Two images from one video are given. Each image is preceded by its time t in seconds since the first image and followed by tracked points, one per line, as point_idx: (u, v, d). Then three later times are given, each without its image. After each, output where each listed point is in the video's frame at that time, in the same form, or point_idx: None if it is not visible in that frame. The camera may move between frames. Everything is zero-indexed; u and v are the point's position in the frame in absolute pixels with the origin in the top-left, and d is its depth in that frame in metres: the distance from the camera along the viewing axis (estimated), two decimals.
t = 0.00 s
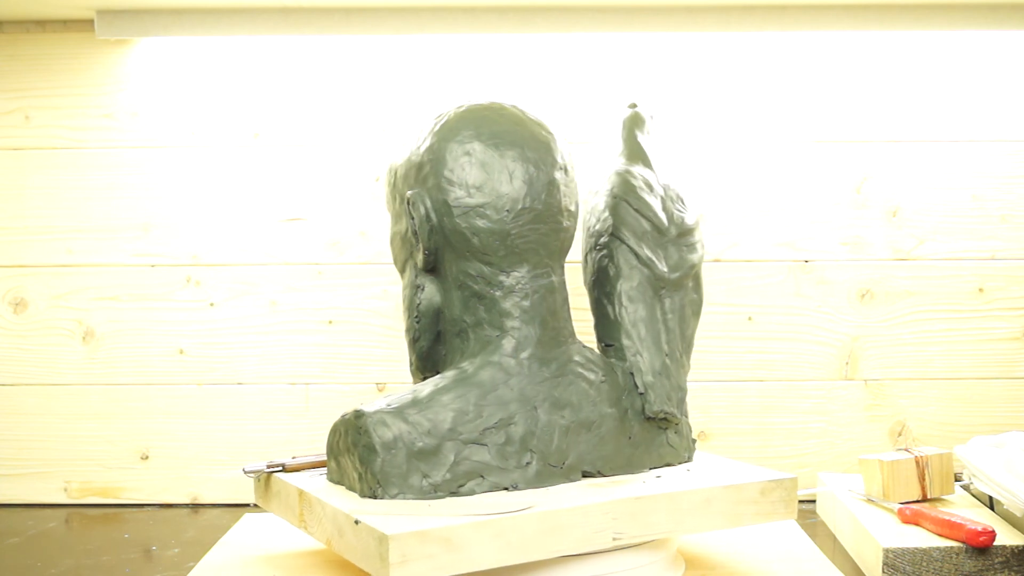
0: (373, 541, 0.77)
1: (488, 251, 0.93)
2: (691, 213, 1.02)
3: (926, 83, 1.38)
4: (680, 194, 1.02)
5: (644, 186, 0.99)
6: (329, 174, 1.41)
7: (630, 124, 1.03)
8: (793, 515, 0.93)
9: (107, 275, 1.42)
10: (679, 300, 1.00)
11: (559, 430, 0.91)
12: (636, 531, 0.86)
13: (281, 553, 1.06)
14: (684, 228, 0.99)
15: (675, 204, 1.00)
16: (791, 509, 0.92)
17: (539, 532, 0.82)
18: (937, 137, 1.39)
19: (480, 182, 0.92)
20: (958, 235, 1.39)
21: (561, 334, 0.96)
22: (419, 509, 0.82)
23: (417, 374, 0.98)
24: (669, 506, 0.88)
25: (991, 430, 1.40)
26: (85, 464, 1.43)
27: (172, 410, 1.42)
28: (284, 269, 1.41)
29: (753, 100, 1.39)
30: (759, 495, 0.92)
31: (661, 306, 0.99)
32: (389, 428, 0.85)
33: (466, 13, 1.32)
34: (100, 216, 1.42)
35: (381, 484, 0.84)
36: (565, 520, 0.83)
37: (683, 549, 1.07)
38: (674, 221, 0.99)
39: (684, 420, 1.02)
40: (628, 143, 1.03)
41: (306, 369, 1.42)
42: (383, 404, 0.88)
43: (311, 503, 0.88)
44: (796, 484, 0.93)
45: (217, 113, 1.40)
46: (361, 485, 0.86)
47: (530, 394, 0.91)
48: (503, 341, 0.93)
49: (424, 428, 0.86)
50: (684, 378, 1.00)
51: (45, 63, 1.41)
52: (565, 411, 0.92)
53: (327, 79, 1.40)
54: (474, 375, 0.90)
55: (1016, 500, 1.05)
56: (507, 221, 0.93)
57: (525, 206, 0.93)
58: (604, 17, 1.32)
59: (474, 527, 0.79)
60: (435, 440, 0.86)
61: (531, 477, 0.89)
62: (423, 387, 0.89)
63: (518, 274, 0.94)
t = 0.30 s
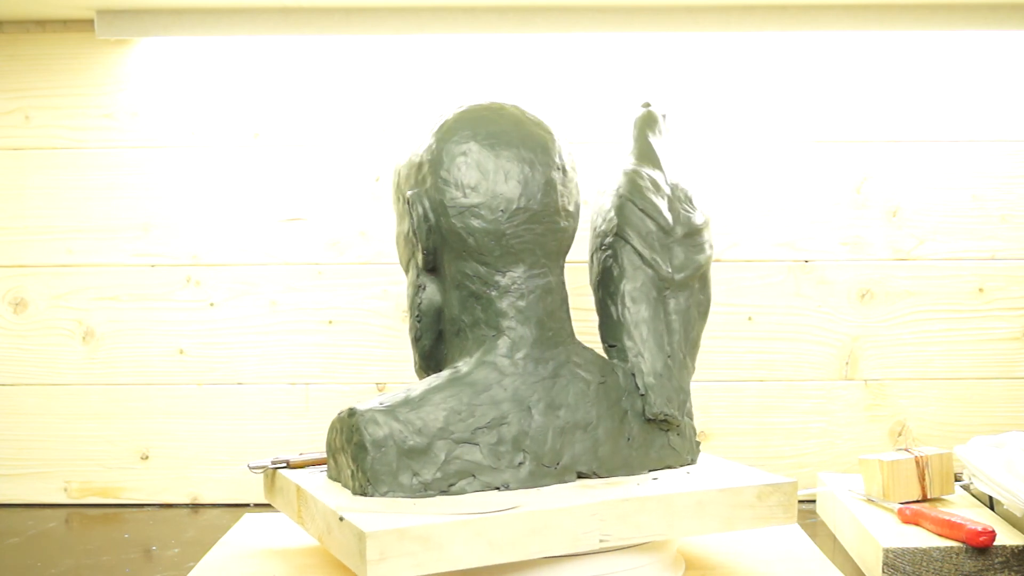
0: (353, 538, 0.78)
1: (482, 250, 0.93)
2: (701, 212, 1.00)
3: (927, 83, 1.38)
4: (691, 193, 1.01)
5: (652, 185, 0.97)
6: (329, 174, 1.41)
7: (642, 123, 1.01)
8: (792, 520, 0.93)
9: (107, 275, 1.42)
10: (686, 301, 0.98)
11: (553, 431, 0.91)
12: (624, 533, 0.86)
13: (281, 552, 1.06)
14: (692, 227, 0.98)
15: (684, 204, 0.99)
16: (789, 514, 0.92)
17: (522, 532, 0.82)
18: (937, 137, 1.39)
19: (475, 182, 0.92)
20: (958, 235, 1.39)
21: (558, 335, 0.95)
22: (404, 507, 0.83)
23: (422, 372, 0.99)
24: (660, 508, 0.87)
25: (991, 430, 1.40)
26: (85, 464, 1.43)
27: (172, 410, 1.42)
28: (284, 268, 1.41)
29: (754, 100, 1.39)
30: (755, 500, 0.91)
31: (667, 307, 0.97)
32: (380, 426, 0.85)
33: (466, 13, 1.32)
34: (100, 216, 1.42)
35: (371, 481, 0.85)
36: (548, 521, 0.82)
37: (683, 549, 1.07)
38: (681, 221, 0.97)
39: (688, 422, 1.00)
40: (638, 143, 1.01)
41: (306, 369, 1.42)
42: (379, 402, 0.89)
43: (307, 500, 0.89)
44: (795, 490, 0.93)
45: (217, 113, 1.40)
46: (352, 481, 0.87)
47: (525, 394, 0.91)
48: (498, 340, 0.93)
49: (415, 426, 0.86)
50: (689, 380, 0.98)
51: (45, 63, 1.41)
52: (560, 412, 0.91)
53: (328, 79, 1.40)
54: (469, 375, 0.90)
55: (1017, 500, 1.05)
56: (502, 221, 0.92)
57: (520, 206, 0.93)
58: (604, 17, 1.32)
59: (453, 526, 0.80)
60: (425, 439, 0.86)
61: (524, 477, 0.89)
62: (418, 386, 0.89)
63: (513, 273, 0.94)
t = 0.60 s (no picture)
0: (335, 534, 0.79)
1: (477, 250, 0.93)
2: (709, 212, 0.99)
3: (927, 83, 1.38)
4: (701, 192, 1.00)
5: (658, 185, 0.96)
6: (330, 174, 1.41)
7: (654, 124, 1.00)
8: (790, 526, 0.91)
9: (107, 275, 1.42)
10: (691, 301, 0.97)
11: (547, 431, 0.90)
12: (613, 535, 0.85)
13: (281, 552, 1.06)
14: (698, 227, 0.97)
15: (692, 203, 0.98)
16: (786, 520, 0.90)
17: (507, 532, 0.82)
18: (937, 137, 1.39)
19: (470, 182, 0.92)
20: (958, 235, 1.39)
21: (555, 335, 0.95)
22: (391, 504, 0.83)
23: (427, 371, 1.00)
24: (649, 511, 0.86)
25: (991, 430, 1.40)
26: (85, 464, 1.43)
27: (172, 410, 1.42)
28: (284, 268, 1.41)
29: (754, 100, 1.39)
30: (751, 503, 0.90)
31: (670, 307, 0.97)
32: (372, 424, 0.86)
33: (466, 13, 1.32)
34: (100, 216, 1.42)
35: (362, 479, 0.85)
36: (533, 521, 0.82)
37: (682, 548, 1.08)
38: (687, 220, 0.97)
39: (691, 424, 0.99)
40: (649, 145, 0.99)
41: (306, 369, 1.42)
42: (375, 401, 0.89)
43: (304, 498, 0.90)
44: (793, 495, 0.91)
45: (217, 113, 1.40)
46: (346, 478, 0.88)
47: (519, 394, 0.91)
48: (493, 340, 0.93)
49: (407, 425, 0.86)
50: (693, 381, 0.97)
51: (45, 63, 1.41)
52: (555, 412, 0.91)
53: (329, 79, 1.39)
54: (463, 375, 0.90)
55: (1017, 499, 1.05)
56: (497, 221, 0.92)
57: (514, 206, 0.92)
58: (604, 17, 1.32)
59: (436, 524, 0.80)
60: (417, 438, 0.86)
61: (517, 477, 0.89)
62: (414, 385, 0.90)
63: (509, 273, 0.94)
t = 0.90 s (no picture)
0: (320, 530, 0.80)
1: (472, 250, 0.93)
2: (720, 211, 0.97)
3: (927, 83, 1.38)
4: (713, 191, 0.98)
5: (664, 184, 0.95)
6: (330, 174, 1.41)
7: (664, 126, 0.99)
8: (784, 530, 0.89)
9: (108, 275, 1.42)
10: (695, 302, 0.95)
11: (541, 431, 0.90)
12: (598, 537, 0.84)
13: (281, 552, 1.06)
14: (705, 227, 0.95)
15: (700, 202, 0.95)
16: (779, 524, 0.88)
17: (490, 532, 0.82)
18: (937, 137, 1.39)
19: (466, 183, 0.92)
20: (958, 235, 1.39)
21: (552, 335, 0.95)
22: (378, 501, 0.84)
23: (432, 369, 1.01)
24: (636, 513, 0.85)
25: (991, 430, 1.40)
26: (85, 464, 1.43)
27: (172, 410, 1.42)
28: (284, 268, 1.41)
29: (754, 100, 1.39)
30: (744, 507, 0.88)
31: (673, 308, 0.95)
32: (364, 422, 0.86)
33: (466, 13, 1.32)
34: (100, 216, 1.42)
35: (354, 476, 0.86)
36: (517, 522, 0.82)
37: (682, 548, 1.08)
38: (693, 220, 0.94)
39: (695, 427, 0.97)
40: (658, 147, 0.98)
41: (306, 369, 1.42)
42: (372, 399, 0.90)
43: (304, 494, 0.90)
44: (788, 499, 0.89)
45: (217, 113, 1.40)
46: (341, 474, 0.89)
47: (513, 394, 0.91)
48: (488, 340, 0.93)
49: (399, 424, 0.87)
50: (696, 383, 0.96)
51: (45, 63, 1.41)
52: (549, 413, 0.91)
53: (329, 79, 1.39)
54: (457, 374, 0.91)
55: (1017, 500, 1.05)
56: (492, 222, 0.92)
57: (510, 206, 0.92)
58: (604, 17, 1.32)
59: (418, 523, 0.80)
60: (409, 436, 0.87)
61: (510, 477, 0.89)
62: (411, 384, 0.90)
63: (505, 273, 0.93)
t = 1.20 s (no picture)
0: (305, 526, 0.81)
1: (468, 250, 0.92)
2: (729, 210, 0.93)
3: (927, 84, 1.38)
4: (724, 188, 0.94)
5: (669, 182, 0.92)
6: (330, 174, 1.41)
7: (674, 123, 0.96)
8: (778, 535, 0.86)
9: (108, 275, 1.42)
10: (699, 303, 0.92)
11: (535, 431, 0.89)
12: (583, 538, 0.83)
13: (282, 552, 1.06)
14: (711, 226, 0.91)
15: (707, 201, 0.92)
16: (773, 529, 0.85)
17: (472, 532, 0.81)
18: (937, 137, 1.39)
19: (462, 183, 0.91)
20: (959, 235, 1.39)
21: (549, 335, 0.93)
22: (368, 498, 0.84)
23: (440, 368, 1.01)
24: (623, 514, 0.83)
25: (991, 430, 1.40)
26: (85, 464, 1.43)
27: (172, 410, 1.42)
28: (284, 268, 1.41)
29: (754, 100, 1.39)
30: (735, 511, 0.85)
31: (676, 309, 0.92)
32: (358, 420, 0.87)
33: (466, 14, 1.32)
34: (101, 216, 1.42)
35: (348, 473, 0.87)
36: (500, 520, 0.81)
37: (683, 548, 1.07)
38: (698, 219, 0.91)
39: (698, 430, 0.95)
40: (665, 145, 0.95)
41: (306, 369, 1.42)
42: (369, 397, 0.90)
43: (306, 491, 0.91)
44: (783, 503, 0.86)
45: (217, 113, 1.40)
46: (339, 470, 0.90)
47: (507, 394, 0.89)
48: (484, 339, 0.93)
49: (391, 422, 0.87)
50: (700, 386, 0.93)
51: (45, 63, 1.41)
52: (544, 413, 0.89)
53: (330, 79, 1.39)
54: (452, 373, 0.90)
55: (1017, 500, 1.05)
56: (486, 222, 0.91)
57: (505, 205, 0.91)
58: (604, 17, 1.31)
59: (400, 521, 0.80)
60: (401, 435, 0.87)
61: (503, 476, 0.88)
62: (409, 383, 0.90)
63: (502, 273, 0.93)
